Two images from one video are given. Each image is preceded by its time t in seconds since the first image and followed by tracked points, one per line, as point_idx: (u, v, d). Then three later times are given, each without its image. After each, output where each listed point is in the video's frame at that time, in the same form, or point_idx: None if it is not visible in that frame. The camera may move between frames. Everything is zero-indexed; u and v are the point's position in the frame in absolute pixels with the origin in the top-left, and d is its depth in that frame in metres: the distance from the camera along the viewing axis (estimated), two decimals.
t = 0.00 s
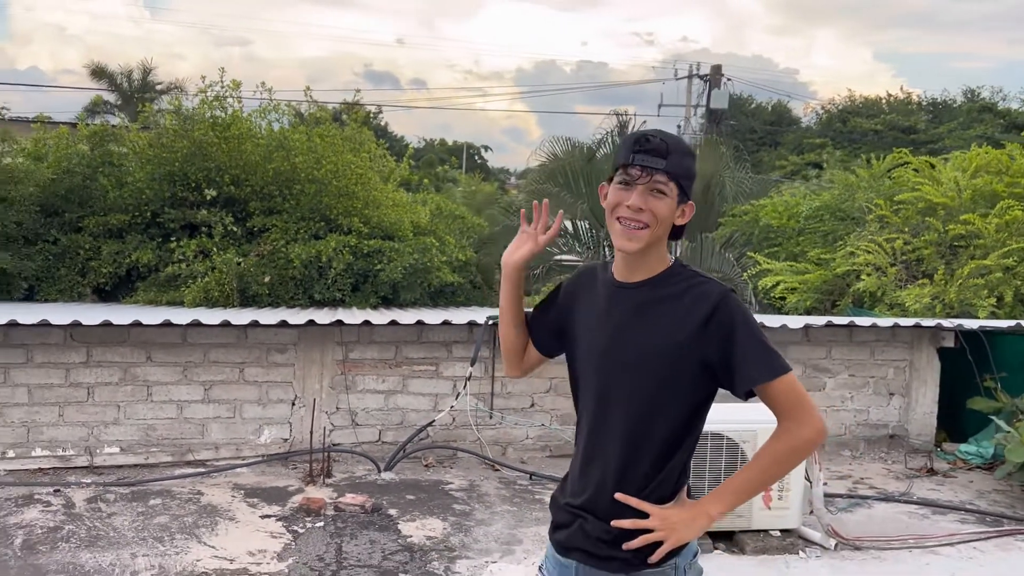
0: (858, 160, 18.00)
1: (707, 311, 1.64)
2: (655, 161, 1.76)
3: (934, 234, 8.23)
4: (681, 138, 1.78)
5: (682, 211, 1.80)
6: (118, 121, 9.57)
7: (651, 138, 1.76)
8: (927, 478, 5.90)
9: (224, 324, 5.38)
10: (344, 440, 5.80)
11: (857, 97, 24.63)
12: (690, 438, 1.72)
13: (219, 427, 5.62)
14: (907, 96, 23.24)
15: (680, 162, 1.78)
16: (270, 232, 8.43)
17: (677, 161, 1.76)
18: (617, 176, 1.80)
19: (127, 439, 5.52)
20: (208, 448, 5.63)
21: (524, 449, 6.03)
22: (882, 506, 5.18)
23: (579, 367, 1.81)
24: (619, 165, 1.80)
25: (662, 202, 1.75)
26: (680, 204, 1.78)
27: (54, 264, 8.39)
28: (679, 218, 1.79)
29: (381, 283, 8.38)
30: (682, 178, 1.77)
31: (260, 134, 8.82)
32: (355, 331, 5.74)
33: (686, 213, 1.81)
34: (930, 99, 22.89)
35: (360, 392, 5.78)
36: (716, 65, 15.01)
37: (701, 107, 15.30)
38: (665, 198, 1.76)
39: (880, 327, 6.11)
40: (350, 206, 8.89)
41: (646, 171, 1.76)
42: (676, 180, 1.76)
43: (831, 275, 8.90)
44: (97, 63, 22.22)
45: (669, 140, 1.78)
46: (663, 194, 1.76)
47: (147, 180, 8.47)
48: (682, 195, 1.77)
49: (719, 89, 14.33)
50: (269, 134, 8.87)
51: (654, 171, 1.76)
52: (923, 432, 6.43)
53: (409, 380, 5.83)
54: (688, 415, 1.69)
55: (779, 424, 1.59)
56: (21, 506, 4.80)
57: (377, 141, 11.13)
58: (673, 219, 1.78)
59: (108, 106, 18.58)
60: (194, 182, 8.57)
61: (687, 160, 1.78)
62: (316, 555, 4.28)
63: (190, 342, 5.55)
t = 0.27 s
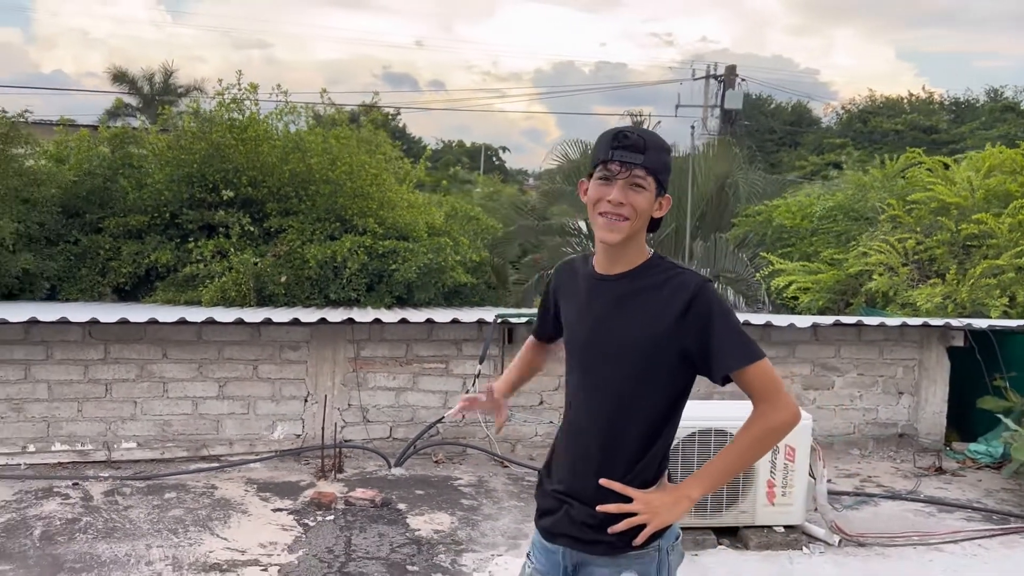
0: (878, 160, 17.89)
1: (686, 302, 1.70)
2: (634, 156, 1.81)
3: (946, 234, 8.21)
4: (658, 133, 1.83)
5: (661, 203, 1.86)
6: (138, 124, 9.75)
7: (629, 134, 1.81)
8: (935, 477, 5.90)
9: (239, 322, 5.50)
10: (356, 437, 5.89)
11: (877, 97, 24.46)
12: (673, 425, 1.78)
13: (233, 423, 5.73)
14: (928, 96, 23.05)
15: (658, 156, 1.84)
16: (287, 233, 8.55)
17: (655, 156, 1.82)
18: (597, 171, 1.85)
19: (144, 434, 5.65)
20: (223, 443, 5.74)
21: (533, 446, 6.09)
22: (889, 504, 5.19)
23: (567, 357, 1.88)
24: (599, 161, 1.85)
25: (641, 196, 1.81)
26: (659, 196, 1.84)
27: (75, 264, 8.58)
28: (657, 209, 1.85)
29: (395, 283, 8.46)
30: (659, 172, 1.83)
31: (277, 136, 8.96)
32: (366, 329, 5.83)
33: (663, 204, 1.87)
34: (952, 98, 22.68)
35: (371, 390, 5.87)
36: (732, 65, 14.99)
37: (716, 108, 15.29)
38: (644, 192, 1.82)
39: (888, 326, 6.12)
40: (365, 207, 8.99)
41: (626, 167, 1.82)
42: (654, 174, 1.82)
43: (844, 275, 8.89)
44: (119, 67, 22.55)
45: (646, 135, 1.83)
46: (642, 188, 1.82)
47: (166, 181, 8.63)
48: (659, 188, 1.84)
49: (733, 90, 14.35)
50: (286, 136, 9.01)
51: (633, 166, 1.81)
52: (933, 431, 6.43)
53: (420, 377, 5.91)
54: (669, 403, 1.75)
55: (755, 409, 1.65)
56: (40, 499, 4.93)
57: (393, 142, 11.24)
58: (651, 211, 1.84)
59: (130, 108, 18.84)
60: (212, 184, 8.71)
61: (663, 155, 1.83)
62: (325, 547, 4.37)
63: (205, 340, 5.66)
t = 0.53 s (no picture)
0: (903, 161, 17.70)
1: (666, 298, 1.73)
2: (608, 156, 1.86)
3: (966, 234, 8.13)
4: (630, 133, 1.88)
5: (637, 202, 1.90)
6: (163, 128, 9.94)
7: (604, 135, 1.86)
8: (951, 479, 5.85)
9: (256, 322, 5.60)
10: (371, 435, 5.96)
11: (904, 98, 24.19)
12: (663, 419, 1.81)
13: (251, 421, 5.83)
14: (956, 95, 22.75)
15: (632, 156, 1.88)
16: (308, 235, 8.66)
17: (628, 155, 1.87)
18: (573, 172, 1.90)
19: (164, 432, 5.76)
20: (241, 441, 5.84)
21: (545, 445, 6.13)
22: (902, 506, 5.16)
23: (558, 358, 1.92)
24: (575, 161, 1.90)
25: (616, 194, 1.86)
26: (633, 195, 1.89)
27: (101, 265, 8.79)
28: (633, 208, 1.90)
29: (414, 284, 8.55)
30: (633, 171, 1.88)
31: (299, 139, 9.10)
32: (381, 329, 5.91)
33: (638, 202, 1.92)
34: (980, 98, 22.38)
35: (386, 389, 5.94)
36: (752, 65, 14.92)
37: (737, 109, 15.24)
38: (619, 191, 1.87)
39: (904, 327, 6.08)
40: (385, 208, 9.03)
41: (600, 167, 1.87)
42: (628, 173, 1.87)
43: (863, 276, 8.81)
44: (147, 72, 22.94)
45: (620, 136, 1.88)
46: (617, 187, 1.87)
47: (190, 184, 8.79)
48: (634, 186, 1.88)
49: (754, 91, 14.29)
50: (307, 139, 9.15)
51: (608, 166, 1.86)
52: (950, 433, 6.37)
53: (434, 377, 5.98)
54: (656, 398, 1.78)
55: (739, 399, 1.72)
56: (63, 494, 5.05)
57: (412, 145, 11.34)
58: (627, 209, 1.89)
59: (157, 113, 19.16)
60: (235, 186, 8.86)
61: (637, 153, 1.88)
62: (337, 543, 4.44)
63: (224, 339, 5.77)
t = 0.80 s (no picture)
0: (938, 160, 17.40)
1: (666, 297, 1.72)
2: (575, 160, 1.86)
3: (999, 234, 7.97)
4: (597, 132, 1.86)
5: (626, 198, 1.88)
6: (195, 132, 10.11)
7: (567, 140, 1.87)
8: (982, 482, 5.74)
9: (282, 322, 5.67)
10: (394, 435, 6.00)
11: (939, 96, 23.78)
12: (669, 419, 1.80)
13: (277, 420, 5.90)
14: (994, 93, 22.31)
15: (604, 154, 1.86)
16: (337, 236, 8.74)
17: (596, 155, 1.85)
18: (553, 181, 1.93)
19: (192, 430, 5.85)
20: (267, 440, 5.91)
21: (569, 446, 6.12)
22: (930, 508, 5.08)
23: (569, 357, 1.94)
24: (553, 170, 1.93)
25: (587, 195, 1.85)
26: (610, 192, 1.85)
27: (135, 267, 8.95)
28: (615, 204, 1.86)
29: (440, 285, 8.60)
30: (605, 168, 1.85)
31: (327, 142, 9.22)
32: (405, 329, 5.95)
33: (622, 197, 1.87)
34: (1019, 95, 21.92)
35: (410, 389, 5.98)
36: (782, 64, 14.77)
37: (766, 108, 15.10)
38: (591, 192, 1.85)
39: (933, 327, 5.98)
40: (412, 209, 9.05)
41: (569, 172, 1.87)
42: (599, 171, 1.84)
43: (894, 276, 8.66)
44: (181, 77, 23.32)
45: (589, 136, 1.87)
46: (587, 188, 1.85)
47: (221, 188, 8.93)
48: (607, 183, 1.85)
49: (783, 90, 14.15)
50: (335, 142, 9.25)
51: (575, 170, 1.86)
52: (982, 435, 6.25)
53: (457, 377, 6.00)
54: (660, 398, 1.77)
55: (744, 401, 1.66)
56: (93, 491, 5.16)
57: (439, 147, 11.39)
58: (606, 207, 1.85)
59: (191, 118, 19.48)
60: (265, 189, 8.98)
61: (607, 150, 1.85)
62: (360, 541, 4.48)
63: (250, 339, 5.85)
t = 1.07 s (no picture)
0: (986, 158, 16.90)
1: (674, 307, 1.64)
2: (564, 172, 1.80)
3: None
4: (583, 141, 1.77)
5: (619, 206, 1.76)
6: (232, 137, 10.21)
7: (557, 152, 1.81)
8: None
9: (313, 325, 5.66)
10: (425, 439, 5.96)
11: (986, 92, 23.15)
12: (677, 435, 1.71)
13: (308, 423, 5.90)
14: None
15: (592, 162, 1.76)
16: (371, 240, 8.75)
17: (582, 164, 1.76)
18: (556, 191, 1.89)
19: (224, 434, 5.88)
20: (299, 443, 5.92)
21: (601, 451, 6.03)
22: (978, 519, 4.88)
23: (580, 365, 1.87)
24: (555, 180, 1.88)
25: (575, 207, 1.78)
26: (598, 201, 1.76)
27: (173, 271, 9.05)
28: (608, 213, 1.76)
29: (474, 288, 8.55)
30: (591, 178, 1.75)
31: (362, 145, 9.22)
32: (435, 332, 5.91)
33: (616, 205, 1.76)
34: None
35: (441, 393, 5.94)
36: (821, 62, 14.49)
37: (804, 107, 14.82)
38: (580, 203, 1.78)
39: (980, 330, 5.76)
40: (446, 212, 9.08)
41: (561, 183, 1.82)
42: (584, 182, 1.76)
43: (938, 278, 8.41)
44: (221, 83, 23.67)
45: (577, 146, 1.79)
46: (575, 200, 1.78)
47: (258, 192, 8.99)
48: (595, 192, 1.75)
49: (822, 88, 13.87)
50: (369, 145, 9.27)
51: (563, 182, 1.80)
52: None
53: (488, 381, 5.94)
54: (667, 413, 1.69)
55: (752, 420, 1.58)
56: (127, 494, 5.20)
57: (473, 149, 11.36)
58: (597, 217, 1.77)
59: (229, 123, 19.74)
60: (300, 193, 9.02)
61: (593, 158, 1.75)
62: (389, 547, 4.44)
63: (282, 343, 5.86)
